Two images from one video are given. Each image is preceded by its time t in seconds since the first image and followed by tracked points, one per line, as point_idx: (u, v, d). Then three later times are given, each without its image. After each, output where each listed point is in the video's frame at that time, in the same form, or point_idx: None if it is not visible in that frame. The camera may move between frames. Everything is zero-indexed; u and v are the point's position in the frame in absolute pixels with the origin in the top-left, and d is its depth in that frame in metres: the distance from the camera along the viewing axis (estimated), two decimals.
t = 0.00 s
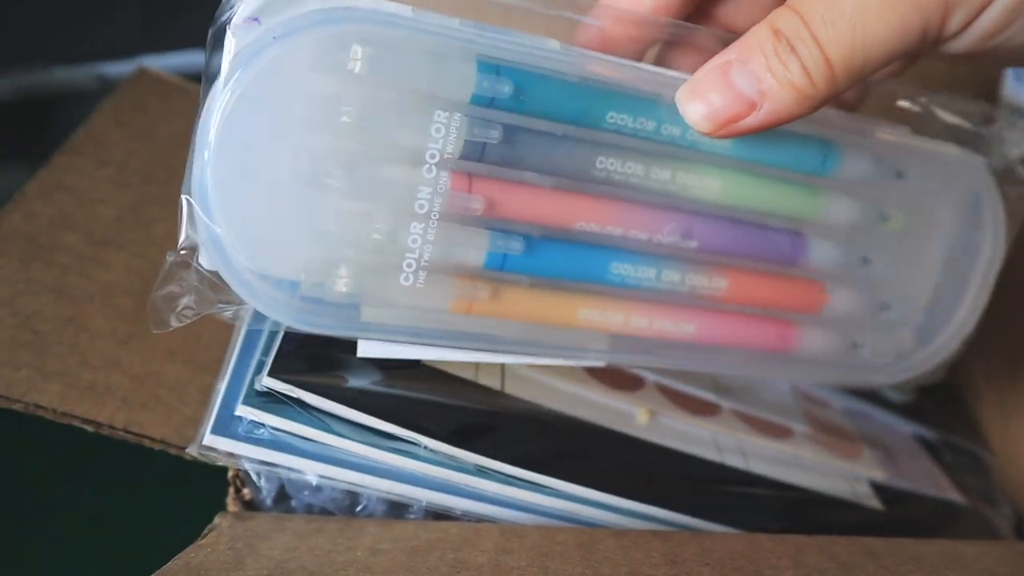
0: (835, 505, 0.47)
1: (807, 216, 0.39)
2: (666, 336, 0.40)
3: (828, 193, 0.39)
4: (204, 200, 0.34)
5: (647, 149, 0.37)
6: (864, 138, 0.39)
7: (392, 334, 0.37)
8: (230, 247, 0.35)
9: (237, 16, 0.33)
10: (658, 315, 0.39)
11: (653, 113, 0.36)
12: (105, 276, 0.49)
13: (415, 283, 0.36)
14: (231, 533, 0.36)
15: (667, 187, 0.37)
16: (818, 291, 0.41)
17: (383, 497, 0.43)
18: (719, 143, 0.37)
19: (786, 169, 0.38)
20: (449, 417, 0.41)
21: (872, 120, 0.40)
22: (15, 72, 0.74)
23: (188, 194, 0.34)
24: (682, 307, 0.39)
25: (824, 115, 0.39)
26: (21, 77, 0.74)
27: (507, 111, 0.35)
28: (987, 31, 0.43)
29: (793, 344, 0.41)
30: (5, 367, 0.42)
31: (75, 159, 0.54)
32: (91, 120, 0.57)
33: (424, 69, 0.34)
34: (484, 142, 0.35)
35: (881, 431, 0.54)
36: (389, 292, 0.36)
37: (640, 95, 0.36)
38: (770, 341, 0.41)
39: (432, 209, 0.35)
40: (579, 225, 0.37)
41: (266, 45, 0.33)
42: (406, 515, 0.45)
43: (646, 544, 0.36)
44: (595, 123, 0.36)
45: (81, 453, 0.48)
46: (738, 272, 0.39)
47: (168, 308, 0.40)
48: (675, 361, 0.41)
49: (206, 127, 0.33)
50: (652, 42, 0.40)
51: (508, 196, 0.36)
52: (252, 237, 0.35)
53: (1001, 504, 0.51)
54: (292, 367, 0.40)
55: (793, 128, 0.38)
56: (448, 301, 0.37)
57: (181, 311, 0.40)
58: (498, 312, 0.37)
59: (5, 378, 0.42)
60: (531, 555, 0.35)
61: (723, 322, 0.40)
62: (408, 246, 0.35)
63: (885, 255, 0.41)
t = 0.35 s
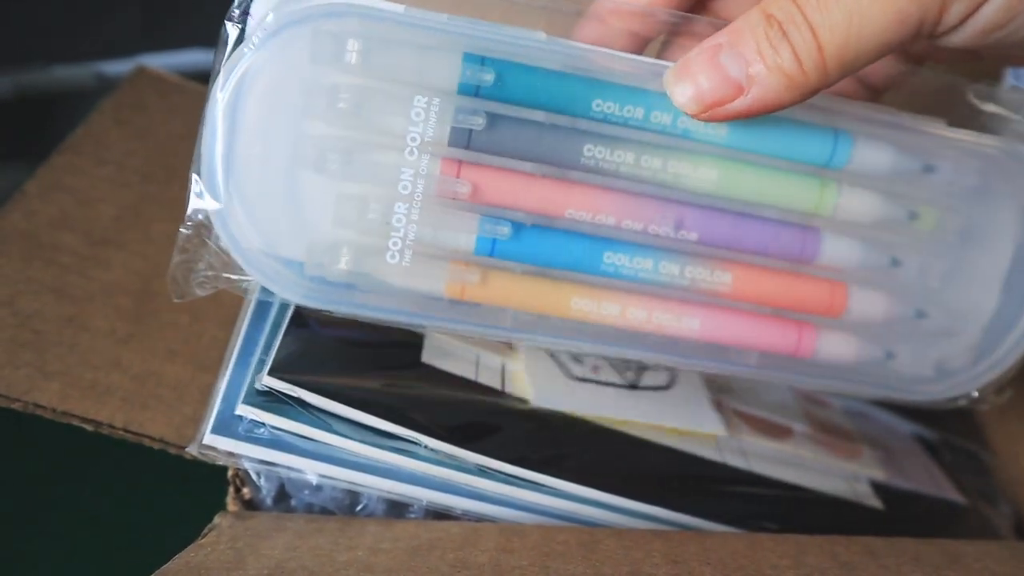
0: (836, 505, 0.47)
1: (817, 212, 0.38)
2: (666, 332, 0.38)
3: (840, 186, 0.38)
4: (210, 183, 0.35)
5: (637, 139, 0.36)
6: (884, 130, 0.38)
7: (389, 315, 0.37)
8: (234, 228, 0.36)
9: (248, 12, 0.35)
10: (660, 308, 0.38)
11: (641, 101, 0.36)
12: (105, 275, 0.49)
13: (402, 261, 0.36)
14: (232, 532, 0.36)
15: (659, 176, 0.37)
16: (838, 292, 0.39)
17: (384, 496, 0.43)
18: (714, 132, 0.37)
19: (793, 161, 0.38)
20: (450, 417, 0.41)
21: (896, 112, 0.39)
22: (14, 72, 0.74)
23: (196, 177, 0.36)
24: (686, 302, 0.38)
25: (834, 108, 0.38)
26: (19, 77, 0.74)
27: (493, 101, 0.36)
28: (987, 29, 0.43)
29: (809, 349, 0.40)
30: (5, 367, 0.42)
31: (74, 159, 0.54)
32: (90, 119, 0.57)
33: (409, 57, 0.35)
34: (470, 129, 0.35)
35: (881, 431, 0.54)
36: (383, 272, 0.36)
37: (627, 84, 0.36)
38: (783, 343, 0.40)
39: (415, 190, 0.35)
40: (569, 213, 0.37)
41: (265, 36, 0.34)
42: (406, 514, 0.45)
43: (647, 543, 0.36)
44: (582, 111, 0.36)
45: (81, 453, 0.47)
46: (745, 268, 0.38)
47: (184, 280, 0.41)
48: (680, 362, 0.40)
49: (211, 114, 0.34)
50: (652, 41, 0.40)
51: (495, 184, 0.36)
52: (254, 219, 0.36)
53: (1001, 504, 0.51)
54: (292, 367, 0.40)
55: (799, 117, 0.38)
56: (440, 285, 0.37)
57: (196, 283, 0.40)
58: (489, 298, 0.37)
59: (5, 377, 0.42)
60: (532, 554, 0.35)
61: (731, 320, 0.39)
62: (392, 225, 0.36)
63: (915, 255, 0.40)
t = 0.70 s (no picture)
0: (833, 503, 0.47)
1: (813, 209, 0.39)
2: (665, 326, 0.39)
3: (836, 183, 0.38)
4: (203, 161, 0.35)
5: (640, 129, 0.37)
6: (875, 129, 0.39)
7: (385, 305, 0.37)
8: (227, 210, 0.35)
9: None
10: (658, 301, 0.38)
11: (647, 90, 0.36)
12: (106, 275, 0.49)
13: (401, 246, 0.35)
14: (232, 532, 0.36)
15: (662, 167, 0.37)
16: (832, 289, 0.40)
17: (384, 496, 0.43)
18: (716, 125, 0.37)
19: (788, 158, 0.38)
20: (448, 417, 0.42)
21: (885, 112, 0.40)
22: (14, 73, 0.74)
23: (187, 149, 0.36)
24: (683, 297, 0.39)
25: (828, 107, 0.39)
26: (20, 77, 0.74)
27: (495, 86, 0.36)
28: (992, 26, 0.43)
29: (802, 346, 0.40)
30: (6, 366, 0.42)
31: (75, 159, 0.54)
32: (91, 119, 0.57)
33: (414, 36, 0.35)
34: (475, 112, 0.35)
35: (879, 431, 0.54)
36: (380, 261, 0.36)
37: (632, 72, 0.37)
38: (779, 340, 0.40)
39: (418, 171, 0.35)
40: (572, 202, 0.37)
41: (271, 15, 0.34)
42: (406, 514, 0.45)
43: (646, 541, 0.36)
44: (589, 100, 0.36)
45: (81, 453, 0.48)
46: (741, 263, 0.39)
47: (164, 263, 0.40)
48: (676, 356, 0.40)
49: (207, 91, 0.35)
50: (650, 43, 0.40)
51: (499, 169, 0.36)
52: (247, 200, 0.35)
53: (999, 504, 0.52)
54: (292, 366, 0.40)
55: (795, 115, 0.38)
56: (438, 274, 0.36)
57: (177, 267, 0.39)
58: (488, 288, 0.37)
59: (7, 377, 0.42)
60: (532, 552, 0.35)
61: (726, 316, 0.39)
62: (393, 208, 0.35)
63: (905, 254, 0.41)
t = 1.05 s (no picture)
0: (831, 499, 0.47)
1: (807, 205, 0.39)
2: (666, 322, 0.39)
3: (829, 179, 0.39)
4: (200, 162, 0.34)
5: (640, 128, 0.37)
6: (868, 126, 0.40)
7: (386, 307, 0.37)
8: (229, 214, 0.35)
9: None
10: (659, 298, 0.39)
11: (649, 91, 0.37)
12: (107, 271, 0.50)
13: (408, 250, 0.36)
14: (233, 526, 0.36)
15: (663, 167, 0.37)
16: (823, 283, 0.40)
17: (382, 490, 0.43)
18: (716, 124, 0.37)
19: (783, 155, 0.39)
20: (448, 412, 0.42)
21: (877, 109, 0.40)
22: (16, 70, 0.74)
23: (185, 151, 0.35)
24: (682, 293, 0.39)
25: (822, 102, 0.39)
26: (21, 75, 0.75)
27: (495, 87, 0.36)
28: (993, 23, 0.43)
29: (794, 338, 0.41)
30: (7, 362, 0.43)
31: (75, 156, 0.55)
32: (91, 117, 0.57)
33: (419, 35, 0.35)
34: (480, 113, 0.35)
35: (877, 426, 0.54)
36: (384, 262, 0.36)
37: (633, 72, 0.37)
38: (773, 333, 0.41)
39: (425, 174, 0.35)
40: (574, 201, 0.37)
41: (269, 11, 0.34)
42: (405, 508, 0.45)
43: (642, 536, 0.36)
44: (590, 100, 0.36)
45: (82, 453, 0.48)
46: (737, 259, 0.39)
47: (161, 269, 0.40)
48: (676, 351, 0.40)
49: (204, 91, 0.34)
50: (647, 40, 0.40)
51: (503, 169, 0.36)
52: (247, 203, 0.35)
53: (996, 499, 0.52)
54: (291, 362, 0.40)
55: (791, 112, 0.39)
56: (443, 276, 0.36)
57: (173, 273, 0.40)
58: (490, 289, 0.37)
59: (8, 373, 0.42)
60: (529, 546, 0.35)
61: (725, 311, 0.39)
62: (400, 212, 0.35)
63: (890, 247, 0.41)
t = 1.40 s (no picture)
0: (830, 497, 0.47)
1: (825, 202, 0.38)
2: (676, 323, 0.38)
3: (849, 174, 0.38)
4: (217, 170, 0.36)
5: (641, 129, 0.37)
6: (892, 118, 0.38)
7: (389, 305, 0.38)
8: (243, 223, 0.36)
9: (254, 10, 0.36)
10: (667, 298, 0.38)
11: (646, 91, 0.36)
12: (106, 269, 0.50)
13: (407, 252, 0.36)
14: (231, 523, 0.36)
15: (665, 167, 0.37)
16: (848, 283, 0.39)
17: (381, 488, 0.43)
18: (719, 121, 0.37)
19: (798, 148, 0.37)
20: (446, 409, 0.42)
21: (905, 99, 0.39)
22: (15, 68, 0.74)
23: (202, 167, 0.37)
24: (691, 293, 0.38)
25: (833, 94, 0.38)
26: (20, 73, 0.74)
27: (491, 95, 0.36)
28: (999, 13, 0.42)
29: (818, 340, 0.39)
30: (6, 359, 0.42)
31: (74, 153, 0.54)
32: (91, 113, 0.57)
33: (415, 48, 0.35)
34: (474, 120, 0.36)
35: (878, 424, 0.54)
36: (387, 263, 0.36)
37: (630, 74, 0.36)
38: (793, 334, 0.39)
39: (419, 180, 0.36)
40: (574, 204, 0.37)
41: (269, 28, 0.35)
42: (403, 506, 0.45)
43: (641, 533, 0.36)
44: (585, 102, 0.36)
45: (82, 453, 0.48)
46: (752, 258, 0.38)
47: (191, 272, 0.41)
48: (686, 352, 0.40)
49: (219, 103, 0.35)
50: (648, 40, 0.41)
51: (501, 174, 0.36)
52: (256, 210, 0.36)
53: (996, 496, 0.52)
54: (289, 360, 0.40)
55: (806, 105, 0.38)
56: (445, 276, 0.37)
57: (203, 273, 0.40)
58: (493, 288, 0.37)
59: (6, 370, 0.42)
60: (527, 544, 0.35)
61: (740, 311, 0.39)
62: (397, 216, 0.36)
63: (927, 245, 0.39)
